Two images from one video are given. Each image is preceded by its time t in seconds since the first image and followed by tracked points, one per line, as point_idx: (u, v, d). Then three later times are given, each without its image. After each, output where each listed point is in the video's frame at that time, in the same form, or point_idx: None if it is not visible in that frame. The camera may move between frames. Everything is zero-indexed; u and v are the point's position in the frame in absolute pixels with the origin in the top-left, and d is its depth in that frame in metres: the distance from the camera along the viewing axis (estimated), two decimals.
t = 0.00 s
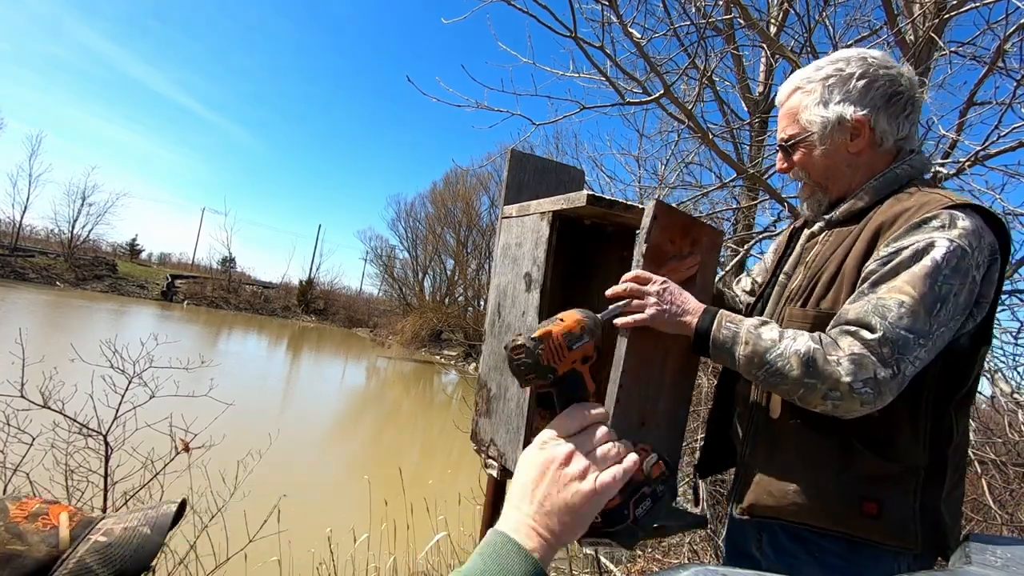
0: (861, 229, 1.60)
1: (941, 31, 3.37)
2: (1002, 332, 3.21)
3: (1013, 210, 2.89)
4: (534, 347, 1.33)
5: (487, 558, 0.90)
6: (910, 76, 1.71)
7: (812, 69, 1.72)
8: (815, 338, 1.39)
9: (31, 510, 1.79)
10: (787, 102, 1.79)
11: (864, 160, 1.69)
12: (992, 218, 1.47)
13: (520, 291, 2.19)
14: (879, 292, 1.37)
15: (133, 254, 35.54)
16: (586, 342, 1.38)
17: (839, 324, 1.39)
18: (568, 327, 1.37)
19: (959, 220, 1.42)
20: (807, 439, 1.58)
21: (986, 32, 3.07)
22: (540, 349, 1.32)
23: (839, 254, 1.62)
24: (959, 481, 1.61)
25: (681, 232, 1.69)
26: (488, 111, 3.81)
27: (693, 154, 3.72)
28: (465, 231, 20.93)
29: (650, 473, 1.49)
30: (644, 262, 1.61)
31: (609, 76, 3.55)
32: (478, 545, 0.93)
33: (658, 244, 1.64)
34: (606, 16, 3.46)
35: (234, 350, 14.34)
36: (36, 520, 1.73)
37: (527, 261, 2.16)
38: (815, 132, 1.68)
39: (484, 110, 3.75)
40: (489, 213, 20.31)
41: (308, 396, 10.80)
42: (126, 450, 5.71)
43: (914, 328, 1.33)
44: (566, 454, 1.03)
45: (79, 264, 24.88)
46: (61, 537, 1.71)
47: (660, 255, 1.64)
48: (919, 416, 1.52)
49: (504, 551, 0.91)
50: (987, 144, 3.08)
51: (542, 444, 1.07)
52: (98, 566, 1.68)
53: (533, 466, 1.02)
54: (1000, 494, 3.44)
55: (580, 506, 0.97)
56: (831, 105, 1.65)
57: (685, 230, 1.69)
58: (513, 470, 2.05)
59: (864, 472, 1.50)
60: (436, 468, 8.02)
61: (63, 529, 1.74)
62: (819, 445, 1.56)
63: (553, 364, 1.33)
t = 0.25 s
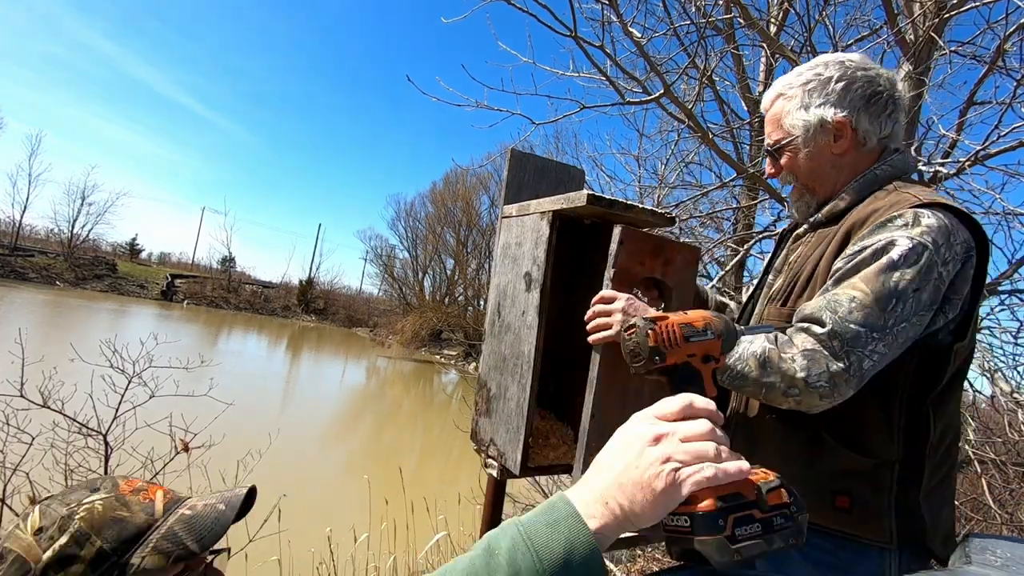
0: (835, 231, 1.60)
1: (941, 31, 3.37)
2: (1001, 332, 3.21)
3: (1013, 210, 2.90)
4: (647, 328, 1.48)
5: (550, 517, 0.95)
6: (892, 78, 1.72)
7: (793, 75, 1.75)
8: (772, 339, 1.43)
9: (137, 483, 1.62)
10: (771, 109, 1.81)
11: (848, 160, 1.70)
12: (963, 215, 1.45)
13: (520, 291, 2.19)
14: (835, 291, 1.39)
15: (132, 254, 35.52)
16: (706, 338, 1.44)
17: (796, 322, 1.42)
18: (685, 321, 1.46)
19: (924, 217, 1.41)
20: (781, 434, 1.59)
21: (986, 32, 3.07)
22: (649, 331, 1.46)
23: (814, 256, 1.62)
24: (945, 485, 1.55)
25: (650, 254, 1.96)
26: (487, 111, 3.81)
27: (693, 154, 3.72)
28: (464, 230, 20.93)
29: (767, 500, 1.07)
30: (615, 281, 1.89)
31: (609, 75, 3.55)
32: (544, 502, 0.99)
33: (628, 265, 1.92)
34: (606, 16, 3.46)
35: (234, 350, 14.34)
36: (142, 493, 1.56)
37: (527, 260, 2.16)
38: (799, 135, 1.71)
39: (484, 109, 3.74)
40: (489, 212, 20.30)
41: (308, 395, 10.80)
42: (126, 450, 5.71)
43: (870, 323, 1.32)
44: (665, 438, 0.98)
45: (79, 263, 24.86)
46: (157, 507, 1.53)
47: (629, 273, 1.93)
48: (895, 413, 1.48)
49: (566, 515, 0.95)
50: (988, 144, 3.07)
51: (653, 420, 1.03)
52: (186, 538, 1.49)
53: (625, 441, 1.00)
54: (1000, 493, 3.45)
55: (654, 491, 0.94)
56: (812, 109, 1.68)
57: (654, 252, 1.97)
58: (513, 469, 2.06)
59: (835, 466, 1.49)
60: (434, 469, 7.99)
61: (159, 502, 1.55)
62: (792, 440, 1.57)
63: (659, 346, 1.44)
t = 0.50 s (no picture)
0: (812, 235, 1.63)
1: (941, 30, 3.36)
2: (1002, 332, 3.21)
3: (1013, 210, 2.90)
4: (722, 335, 1.21)
5: (567, 518, 0.93)
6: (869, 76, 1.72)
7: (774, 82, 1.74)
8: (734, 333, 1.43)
9: (187, 477, 1.73)
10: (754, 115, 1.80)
11: (834, 162, 1.70)
12: (935, 216, 1.47)
13: (520, 290, 2.18)
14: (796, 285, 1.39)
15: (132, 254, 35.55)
16: (792, 357, 1.17)
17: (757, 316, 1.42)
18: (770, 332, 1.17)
19: (891, 220, 1.44)
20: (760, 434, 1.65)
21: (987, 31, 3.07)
22: (724, 340, 1.20)
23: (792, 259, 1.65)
24: (920, 481, 1.63)
25: (622, 255, 2.05)
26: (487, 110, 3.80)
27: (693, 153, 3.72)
28: (464, 230, 20.93)
29: (816, 552, 0.98)
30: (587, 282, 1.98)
31: (609, 75, 3.55)
32: (564, 500, 0.98)
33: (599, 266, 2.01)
34: (606, 15, 3.45)
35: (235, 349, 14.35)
36: (190, 486, 1.69)
37: (526, 260, 2.16)
38: (784, 140, 1.71)
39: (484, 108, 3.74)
40: (489, 212, 20.30)
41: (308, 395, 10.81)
42: (127, 449, 5.71)
43: (827, 318, 1.31)
44: (715, 459, 0.93)
45: (79, 263, 24.87)
46: (201, 499, 1.63)
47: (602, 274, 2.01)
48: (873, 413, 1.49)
49: (584, 517, 0.93)
50: (988, 143, 3.07)
51: (706, 436, 0.98)
52: (227, 526, 1.57)
53: (670, 453, 0.96)
54: (1001, 493, 3.45)
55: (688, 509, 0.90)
56: (794, 114, 1.67)
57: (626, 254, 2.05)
58: (513, 469, 2.05)
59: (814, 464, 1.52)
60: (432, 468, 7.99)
61: (205, 494, 1.66)
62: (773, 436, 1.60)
63: (730, 360, 1.19)
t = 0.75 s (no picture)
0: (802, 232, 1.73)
1: (941, 29, 3.36)
2: (1002, 330, 3.22)
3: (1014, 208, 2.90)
4: (730, 330, 1.28)
5: (568, 509, 0.93)
6: (846, 82, 1.84)
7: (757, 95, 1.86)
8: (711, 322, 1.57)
9: (196, 475, 1.73)
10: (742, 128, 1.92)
11: (821, 163, 1.79)
12: (913, 210, 1.56)
13: (521, 289, 2.18)
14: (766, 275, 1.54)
15: (132, 254, 35.57)
16: (791, 358, 1.22)
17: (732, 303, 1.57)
18: (774, 332, 1.23)
19: (871, 213, 1.54)
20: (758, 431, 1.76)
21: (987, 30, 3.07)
22: (732, 334, 1.26)
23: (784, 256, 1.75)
24: (916, 475, 1.66)
25: (609, 246, 2.06)
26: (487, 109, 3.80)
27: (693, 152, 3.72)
28: (464, 229, 20.92)
29: (817, 544, 0.96)
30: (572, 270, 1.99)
31: (609, 74, 3.55)
32: (564, 494, 0.97)
33: (585, 255, 2.01)
34: (606, 14, 3.45)
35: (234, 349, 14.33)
36: (199, 483, 1.67)
37: (527, 259, 2.16)
38: (772, 147, 1.81)
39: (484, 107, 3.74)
40: (489, 211, 20.30)
41: (308, 394, 10.81)
42: (127, 449, 5.70)
43: (802, 302, 1.43)
44: (717, 448, 0.94)
45: (79, 262, 24.84)
46: (210, 496, 1.63)
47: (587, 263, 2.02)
48: (858, 401, 1.57)
49: (585, 508, 0.93)
50: (989, 141, 3.07)
51: (709, 429, 0.98)
52: (234, 523, 1.57)
53: (674, 443, 0.96)
54: (1001, 491, 3.45)
55: (691, 498, 0.91)
56: (779, 121, 1.78)
57: (613, 245, 2.06)
58: (514, 468, 2.05)
59: (808, 456, 1.58)
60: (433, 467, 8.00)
61: (213, 492, 1.65)
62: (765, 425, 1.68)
63: (738, 352, 1.24)
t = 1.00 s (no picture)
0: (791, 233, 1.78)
1: (942, 29, 3.36)
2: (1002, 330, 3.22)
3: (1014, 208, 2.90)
4: (723, 327, 1.33)
5: (568, 512, 0.93)
6: (825, 89, 1.91)
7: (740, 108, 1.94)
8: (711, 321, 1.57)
9: (194, 474, 1.72)
10: (727, 139, 1.99)
11: (806, 167, 1.86)
12: (895, 207, 1.61)
13: (520, 288, 2.18)
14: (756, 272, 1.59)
15: (133, 253, 35.56)
16: (788, 352, 1.27)
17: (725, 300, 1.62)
18: (765, 328, 1.29)
19: (855, 212, 1.58)
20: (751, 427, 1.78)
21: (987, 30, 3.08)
22: (726, 331, 1.31)
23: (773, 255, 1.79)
24: (908, 469, 1.67)
25: (600, 240, 2.08)
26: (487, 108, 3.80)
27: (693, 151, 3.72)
28: (465, 229, 20.91)
29: (830, 543, 0.94)
30: (564, 266, 2.00)
31: (609, 72, 3.55)
32: (565, 496, 0.97)
33: (576, 251, 2.03)
34: (606, 13, 3.45)
35: (234, 348, 14.33)
36: (197, 483, 1.67)
37: (527, 258, 2.16)
38: (759, 155, 1.87)
39: (484, 106, 3.74)
40: (489, 210, 20.30)
41: (308, 393, 10.82)
42: (126, 448, 5.70)
43: (789, 296, 1.49)
44: (718, 446, 0.93)
45: (79, 261, 24.83)
46: (209, 496, 1.63)
47: (579, 258, 2.04)
48: (851, 397, 1.57)
49: (586, 510, 0.93)
50: (988, 141, 3.07)
51: (711, 425, 0.98)
52: (233, 523, 1.58)
53: (675, 442, 0.96)
54: (1000, 491, 3.45)
55: (693, 499, 0.91)
56: (763, 130, 1.86)
57: (604, 239, 2.08)
58: (513, 467, 2.05)
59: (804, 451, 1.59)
60: (433, 466, 8.01)
61: (212, 492, 1.65)
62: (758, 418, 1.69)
63: (732, 348, 1.29)
